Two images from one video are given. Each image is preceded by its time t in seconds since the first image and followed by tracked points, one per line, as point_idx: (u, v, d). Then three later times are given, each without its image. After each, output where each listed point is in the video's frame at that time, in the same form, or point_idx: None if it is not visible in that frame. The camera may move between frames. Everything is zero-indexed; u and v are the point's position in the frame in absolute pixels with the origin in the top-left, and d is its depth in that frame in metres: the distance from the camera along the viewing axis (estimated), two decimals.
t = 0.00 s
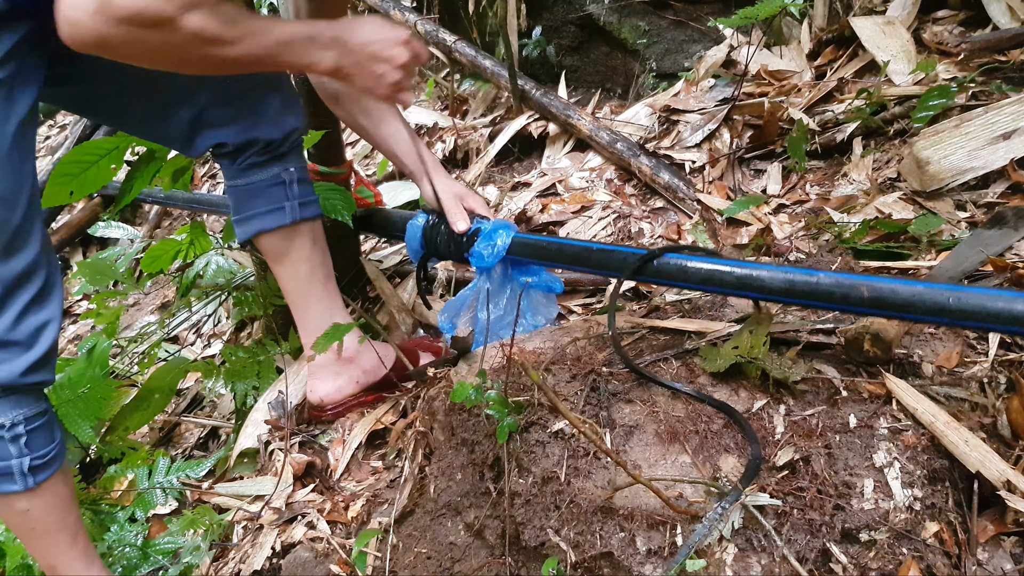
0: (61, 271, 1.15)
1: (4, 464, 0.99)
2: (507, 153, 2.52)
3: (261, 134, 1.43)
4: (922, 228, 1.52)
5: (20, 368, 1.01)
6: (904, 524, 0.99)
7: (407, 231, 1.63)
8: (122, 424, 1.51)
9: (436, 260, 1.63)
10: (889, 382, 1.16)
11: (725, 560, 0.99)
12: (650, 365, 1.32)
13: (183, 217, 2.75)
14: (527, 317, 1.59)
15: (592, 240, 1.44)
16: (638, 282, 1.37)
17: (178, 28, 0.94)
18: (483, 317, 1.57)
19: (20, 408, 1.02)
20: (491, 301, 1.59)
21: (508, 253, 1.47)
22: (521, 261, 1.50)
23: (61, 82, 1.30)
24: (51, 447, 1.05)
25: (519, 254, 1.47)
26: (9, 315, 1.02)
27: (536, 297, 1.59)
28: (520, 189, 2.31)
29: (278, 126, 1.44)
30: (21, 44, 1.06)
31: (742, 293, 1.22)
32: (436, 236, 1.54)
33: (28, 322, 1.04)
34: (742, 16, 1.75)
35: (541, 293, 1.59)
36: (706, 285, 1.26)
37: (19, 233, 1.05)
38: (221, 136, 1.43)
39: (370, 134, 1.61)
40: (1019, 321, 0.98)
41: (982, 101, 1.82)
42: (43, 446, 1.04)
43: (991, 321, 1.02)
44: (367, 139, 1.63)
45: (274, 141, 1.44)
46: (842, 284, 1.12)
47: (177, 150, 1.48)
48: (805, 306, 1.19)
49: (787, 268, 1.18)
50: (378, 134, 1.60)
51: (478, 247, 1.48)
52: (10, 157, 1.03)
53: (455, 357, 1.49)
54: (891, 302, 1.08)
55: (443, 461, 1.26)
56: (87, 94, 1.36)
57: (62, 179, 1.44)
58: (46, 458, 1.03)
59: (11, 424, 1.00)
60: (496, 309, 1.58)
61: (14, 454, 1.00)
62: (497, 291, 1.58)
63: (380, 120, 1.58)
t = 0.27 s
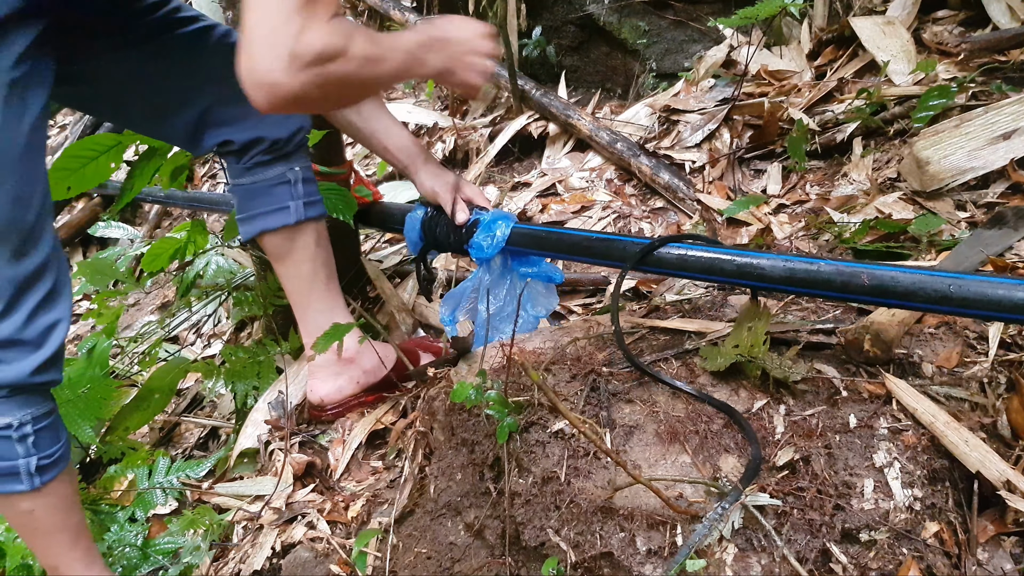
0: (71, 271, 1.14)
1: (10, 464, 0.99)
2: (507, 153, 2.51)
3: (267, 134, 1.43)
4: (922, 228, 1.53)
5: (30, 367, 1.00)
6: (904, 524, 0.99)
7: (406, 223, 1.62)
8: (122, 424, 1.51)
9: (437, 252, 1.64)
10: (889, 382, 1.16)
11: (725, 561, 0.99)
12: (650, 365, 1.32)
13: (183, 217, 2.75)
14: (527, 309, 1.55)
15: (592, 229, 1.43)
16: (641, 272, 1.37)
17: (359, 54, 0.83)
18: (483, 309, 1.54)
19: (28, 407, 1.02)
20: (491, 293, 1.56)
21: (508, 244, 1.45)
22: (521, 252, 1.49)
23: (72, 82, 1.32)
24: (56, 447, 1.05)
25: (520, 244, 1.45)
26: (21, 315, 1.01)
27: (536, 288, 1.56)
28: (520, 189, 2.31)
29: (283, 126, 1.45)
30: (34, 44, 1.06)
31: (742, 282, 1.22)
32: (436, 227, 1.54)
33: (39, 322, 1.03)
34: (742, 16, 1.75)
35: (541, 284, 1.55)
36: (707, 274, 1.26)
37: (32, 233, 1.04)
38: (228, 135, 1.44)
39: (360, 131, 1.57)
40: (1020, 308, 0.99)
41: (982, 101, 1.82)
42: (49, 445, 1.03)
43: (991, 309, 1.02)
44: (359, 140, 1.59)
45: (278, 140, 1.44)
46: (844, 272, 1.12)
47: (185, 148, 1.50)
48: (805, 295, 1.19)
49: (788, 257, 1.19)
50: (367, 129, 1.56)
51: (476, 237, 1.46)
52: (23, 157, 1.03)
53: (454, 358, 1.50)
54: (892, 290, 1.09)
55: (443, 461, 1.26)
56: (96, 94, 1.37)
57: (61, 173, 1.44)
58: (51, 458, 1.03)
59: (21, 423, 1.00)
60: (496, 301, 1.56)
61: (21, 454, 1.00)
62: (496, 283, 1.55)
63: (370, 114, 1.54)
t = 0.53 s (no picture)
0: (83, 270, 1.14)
1: (19, 462, 0.99)
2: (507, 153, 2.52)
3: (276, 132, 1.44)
4: (922, 228, 1.53)
5: (42, 364, 1.00)
6: (904, 524, 0.99)
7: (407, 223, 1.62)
8: (122, 424, 1.51)
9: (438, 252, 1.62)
10: (889, 382, 1.16)
11: (725, 561, 0.99)
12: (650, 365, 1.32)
13: (183, 217, 2.75)
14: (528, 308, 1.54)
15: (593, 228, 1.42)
16: (642, 272, 1.36)
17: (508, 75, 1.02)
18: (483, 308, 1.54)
19: (36, 406, 1.01)
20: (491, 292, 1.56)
21: (508, 244, 1.45)
22: (521, 251, 1.48)
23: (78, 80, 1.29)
24: (64, 446, 1.05)
25: (520, 244, 1.44)
26: (34, 312, 1.01)
27: (536, 286, 1.55)
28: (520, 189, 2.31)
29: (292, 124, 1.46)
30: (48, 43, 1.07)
31: (743, 282, 1.22)
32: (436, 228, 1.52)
33: (53, 318, 1.03)
34: (742, 16, 1.75)
35: (542, 283, 1.54)
36: (706, 274, 1.26)
37: (47, 229, 1.05)
38: (234, 132, 1.44)
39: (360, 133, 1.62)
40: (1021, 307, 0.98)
41: (982, 101, 1.82)
42: (57, 445, 1.03)
43: (992, 309, 1.01)
44: (355, 141, 1.64)
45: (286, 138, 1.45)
46: (844, 271, 1.12)
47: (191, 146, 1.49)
48: (806, 295, 1.19)
49: (789, 257, 1.19)
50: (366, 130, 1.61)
51: (477, 239, 1.46)
52: (37, 155, 1.03)
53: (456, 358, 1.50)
54: (893, 290, 1.08)
55: (443, 461, 1.26)
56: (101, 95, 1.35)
57: (68, 175, 1.45)
58: (58, 457, 1.03)
59: (29, 422, 1.00)
60: (497, 300, 1.55)
61: (30, 452, 1.00)
62: (496, 281, 1.55)
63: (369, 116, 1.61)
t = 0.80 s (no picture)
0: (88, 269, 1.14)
1: (21, 461, 0.99)
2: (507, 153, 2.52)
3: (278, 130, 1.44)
4: (922, 228, 1.53)
5: (46, 364, 1.00)
6: (904, 524, 0.99)
7: (405, 227, 1.59)
8: (123, 424, 1.51)
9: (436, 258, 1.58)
10: (889, 382, 1.16)
11: (725, 561, 0.99)
12: (650, 365, 1.32)
13: (183, 217, 2.75)
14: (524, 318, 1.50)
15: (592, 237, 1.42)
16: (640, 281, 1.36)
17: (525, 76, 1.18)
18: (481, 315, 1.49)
19: (39, 405, 1.01)
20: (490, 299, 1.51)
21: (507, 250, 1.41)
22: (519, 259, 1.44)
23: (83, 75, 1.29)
24: (66, 445, 1.04)
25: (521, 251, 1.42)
26: (40, 311, 1.01)
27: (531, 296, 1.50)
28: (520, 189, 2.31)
29: (295, 123, 1.46)
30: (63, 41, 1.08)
31: (743, 291, 1.22)
32: (435, 231, 1.49)
33: (58, 317, 1.03)
34: (742, 16, 1.75)
35: (537, 294, 1.49)
36: (706, 283, 1.26)
37: (54, 228, 1.05)
38: (236, 131, 1.44)
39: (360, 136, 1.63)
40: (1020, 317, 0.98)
41: (982, 101, 1.82)
42: (60, 443, 1.03)
43: (992, 318, 1.01)
44: (357, 144, 1.66)
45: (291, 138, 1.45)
46: (843, 281, 1.12)
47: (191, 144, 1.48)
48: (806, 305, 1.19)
49: (788, 266, 1.18)
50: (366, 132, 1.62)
51: (477, 244, 1.40)
52: (47, 155, 1.03)
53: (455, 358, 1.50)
54: (892, 300, 1.08)
55: (443, 461, 1.26)
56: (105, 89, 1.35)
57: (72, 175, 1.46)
58: (60, 456, 1.03)
59: (31, 421, 1.00)
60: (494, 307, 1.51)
61: (33, 451, 1.00)
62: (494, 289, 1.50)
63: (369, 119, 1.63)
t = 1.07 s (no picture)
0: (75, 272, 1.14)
1: (14, 462, 0.99)
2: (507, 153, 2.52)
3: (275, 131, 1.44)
4: (922, 228, 1.53)
5: (36, 365, 1.00)
6: (904, 524, 0.99)
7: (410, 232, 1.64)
8: (122, 424, 1.51)
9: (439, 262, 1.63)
10: (889, 382, 1.16)
11: (725, 561, 0.99)
12: (650, 365, 1.32)
13: (183, 217, 2.75)
14: (530, 318, 1.58)
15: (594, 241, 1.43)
16: (641, 284, 1.37)
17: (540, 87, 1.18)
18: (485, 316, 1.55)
19: (32, 407, 1.01)
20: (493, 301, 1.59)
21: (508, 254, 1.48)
22: (522, 262, 1.50)
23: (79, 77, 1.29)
24: (61, 446, 1.05)
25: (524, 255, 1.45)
26: (27, 312, 1.01)
27: (540, 296, 1.60)
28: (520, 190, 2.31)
29: (291, 123, 1.47)
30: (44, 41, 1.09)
31: (742, 296, 1.22)
32: (436, 235, 1.54)
33: (46, 318, 1.03)
34: (742, 16, 1.75)
35: (544, 292, 1.59)
36: (706, 288, 1.26)
37: (40, 229, 1.05)
38: (233, 132, 1.44)
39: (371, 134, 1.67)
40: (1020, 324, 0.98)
41: (982, 101, 1.82)
42: (53, 444, 1.03)
43: (992, 325, 1.01)
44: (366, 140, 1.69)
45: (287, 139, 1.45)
46: (843, 286, 1.12)
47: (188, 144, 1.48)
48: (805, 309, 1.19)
49: (788, 272, 1.18)
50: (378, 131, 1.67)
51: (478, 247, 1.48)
52: (32, 155, 1.04)
53: (456, 358, 1.49)
54: (892, 306, 1.08)
55: (443, 461, 1.26)
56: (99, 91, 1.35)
57: (68, 175, 1.45)
58: (54, 457, 1.03)
59: (23, 423, 1.00)
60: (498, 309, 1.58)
61: (25, 453, 1.00)
62: (499, 291, 1.58)
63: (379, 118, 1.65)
